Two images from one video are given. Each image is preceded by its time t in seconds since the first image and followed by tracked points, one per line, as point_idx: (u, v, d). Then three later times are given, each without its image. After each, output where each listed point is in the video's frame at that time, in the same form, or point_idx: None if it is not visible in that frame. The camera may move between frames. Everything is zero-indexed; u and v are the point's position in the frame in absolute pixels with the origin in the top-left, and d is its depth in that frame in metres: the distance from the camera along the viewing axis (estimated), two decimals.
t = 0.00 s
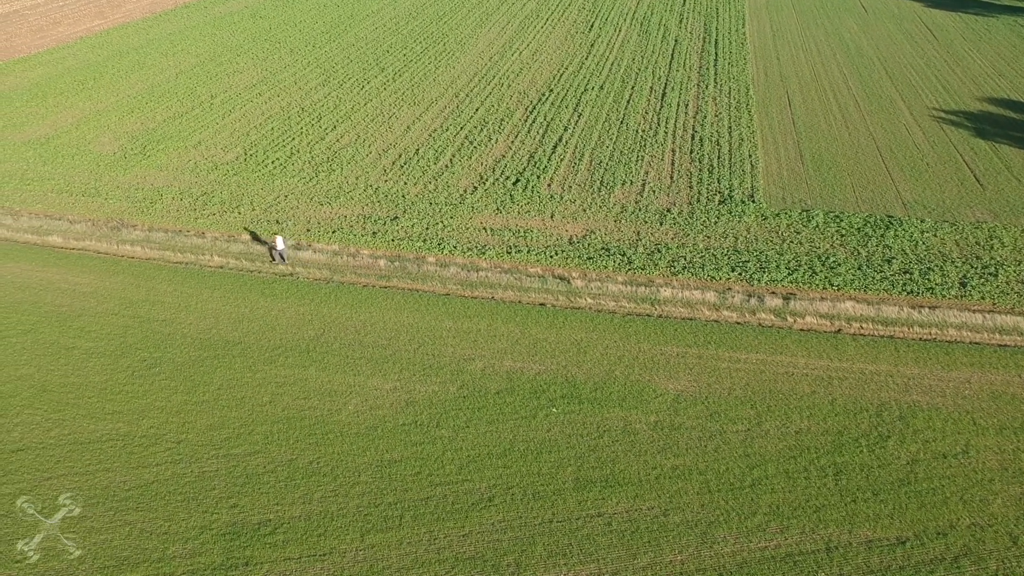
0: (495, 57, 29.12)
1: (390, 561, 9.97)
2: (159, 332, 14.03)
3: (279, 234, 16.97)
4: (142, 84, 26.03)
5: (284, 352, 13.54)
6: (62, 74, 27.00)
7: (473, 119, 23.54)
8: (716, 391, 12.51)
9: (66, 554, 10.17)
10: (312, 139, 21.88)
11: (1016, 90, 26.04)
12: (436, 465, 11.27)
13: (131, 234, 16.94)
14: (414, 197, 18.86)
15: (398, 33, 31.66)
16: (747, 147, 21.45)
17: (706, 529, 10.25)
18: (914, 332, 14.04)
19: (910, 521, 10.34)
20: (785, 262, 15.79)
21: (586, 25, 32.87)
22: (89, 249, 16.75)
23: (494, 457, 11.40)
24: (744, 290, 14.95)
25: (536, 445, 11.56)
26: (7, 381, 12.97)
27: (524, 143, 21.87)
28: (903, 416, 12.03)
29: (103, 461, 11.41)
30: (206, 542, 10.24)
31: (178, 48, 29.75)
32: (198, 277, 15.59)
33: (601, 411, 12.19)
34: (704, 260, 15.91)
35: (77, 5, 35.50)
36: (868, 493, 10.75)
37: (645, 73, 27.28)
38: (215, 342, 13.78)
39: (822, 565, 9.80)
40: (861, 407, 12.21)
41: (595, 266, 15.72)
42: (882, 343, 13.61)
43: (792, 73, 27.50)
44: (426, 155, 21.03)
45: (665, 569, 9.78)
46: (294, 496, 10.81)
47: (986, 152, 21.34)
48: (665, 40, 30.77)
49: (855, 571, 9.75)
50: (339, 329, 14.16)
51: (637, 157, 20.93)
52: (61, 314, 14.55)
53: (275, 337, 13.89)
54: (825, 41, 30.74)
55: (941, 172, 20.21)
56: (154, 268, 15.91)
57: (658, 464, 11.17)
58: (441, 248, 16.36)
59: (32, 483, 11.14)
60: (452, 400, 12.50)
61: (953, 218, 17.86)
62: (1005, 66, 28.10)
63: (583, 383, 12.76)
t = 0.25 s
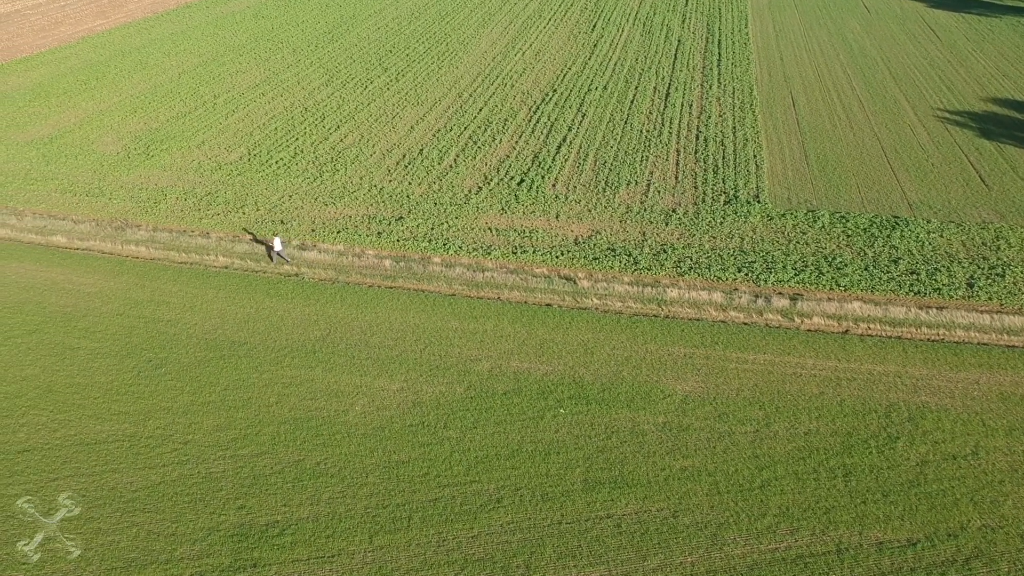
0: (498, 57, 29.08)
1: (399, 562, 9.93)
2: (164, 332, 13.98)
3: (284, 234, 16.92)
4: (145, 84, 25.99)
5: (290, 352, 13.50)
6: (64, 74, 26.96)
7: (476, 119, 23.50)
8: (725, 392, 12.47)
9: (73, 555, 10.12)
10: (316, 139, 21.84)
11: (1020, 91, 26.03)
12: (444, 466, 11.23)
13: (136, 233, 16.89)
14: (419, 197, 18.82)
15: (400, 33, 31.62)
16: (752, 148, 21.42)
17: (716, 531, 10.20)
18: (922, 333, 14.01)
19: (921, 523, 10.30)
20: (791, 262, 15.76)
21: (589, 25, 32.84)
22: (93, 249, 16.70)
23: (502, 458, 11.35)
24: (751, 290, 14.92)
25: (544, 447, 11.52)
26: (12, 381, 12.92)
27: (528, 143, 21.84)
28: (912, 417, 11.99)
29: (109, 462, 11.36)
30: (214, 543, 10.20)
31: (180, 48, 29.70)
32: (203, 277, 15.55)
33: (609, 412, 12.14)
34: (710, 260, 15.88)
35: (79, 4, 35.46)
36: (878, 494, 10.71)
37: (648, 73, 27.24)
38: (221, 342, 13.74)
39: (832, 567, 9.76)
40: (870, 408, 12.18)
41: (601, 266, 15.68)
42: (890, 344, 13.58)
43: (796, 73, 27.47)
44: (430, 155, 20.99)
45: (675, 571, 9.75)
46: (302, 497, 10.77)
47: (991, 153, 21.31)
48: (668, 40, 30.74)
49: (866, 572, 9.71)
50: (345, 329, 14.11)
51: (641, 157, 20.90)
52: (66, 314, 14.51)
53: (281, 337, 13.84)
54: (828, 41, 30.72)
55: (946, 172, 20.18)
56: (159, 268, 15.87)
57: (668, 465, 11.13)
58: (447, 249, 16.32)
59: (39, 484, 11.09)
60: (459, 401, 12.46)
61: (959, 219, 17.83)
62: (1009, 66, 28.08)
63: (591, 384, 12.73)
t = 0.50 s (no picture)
0: (501, 59, 29.07)
1: (408, 568, 9.87)
2: (169, 335, 13.93)
3: (289, 237, 16.87)
4: (148, 86, 25.96)
5: (296, 355, 13.45)
6: (67, 76, 26.93)
7: (480, 121, 23.46)
8: (733, 396, 12.42)
9: (79, 560, 10.06)
10: (320, 141, 21.80)
11: None
12: (452, 471, 11.16)
13: (140, 236, 16.84)
14: (424, 200, 18.77)
15: (403, 35, 31.61)
16: (757, 150, 21.39)
17: (727, 536, 10.14)
18: (930, 337, 13.97)
19: (933, 528, 10.24)
20: (798, 266, 15.72)
21: (591, 28, 32.83)
22: (98, 251, 16.66)
23: (511, 462, 11.29)
24: (758, 293, 14.87)
25: (553, 451, 11.46)
26: (17, 385, 12.87)
27: (533, 145, 21.81)
28: (922, 422, 11.93)
29: (115, 466, 11.30)
30: (222, 548, 10.13)
31: (183, 50, 29.68)
32: (208, 280, 15.50)
33: (618, 416, 12.08)
34: (717, 263, 15.83)
35: (81, 7, 35.45)
36: (889, 499, 10.64)
37: (652, 76, 27.23)
38: (227, 345, 13.68)
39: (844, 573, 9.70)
40: (879, 412, 12.12)
41: (608, 269, 15.63)
42: (898, 347, 13.53)
43: (799, 76, 27.45)
44: (434, 157, 20.96)
45: None
46: (309, 502, 10.70)
47: (996, 156, 21.28)
48: (671, 43, 30.74)
49: None
50: (351, 333, 14.07)
51: (646, 159, 20.87)
52: (71, 317, 14.46)
53: (287, 341, 13.79)
54: (831, 44, 30.72)
55: (952, 175, 20.15)
56: (164, 271, 15.82)
57: (677, 470, 11.07)
58: (452, 252, 16.28)
59: (45, 488, 11.02)
60: (466, 404, 12.40)
61: (965, 222, 17.80)
62: (1012, 69, 28.06)
63: (599, 387, 12.67)
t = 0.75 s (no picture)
0: (504, 61, 29.02)
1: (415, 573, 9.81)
2: (173, 338, 13.86)
3: (292, 239, 16.81)
4: (150, 87, 25.90)
5: (300, 358, 13.39)
6: (69, 78, 26.86)
7: (483, 123, 23.41)
8: (740, 400, 12.36)
9: (83, 565, 9.99)
10: (322, 143, 21.74)
11: None
12: (459, 475, 11.10)
13: (143, 238, 16.78)
14: (427, 202, 18.72)
15: (405, 37, 31.56)
16: (761, 152, 21.35)
17: (735, 541, 10.08)
18: (936, 339, 13.93)
19: (942, 533, 10.18)
20: (804, 268, 15.69)
21: (594, 29, 32.78)
22: (101, 254, 16.60)
23: (517, 466, 11.23)
24: (764, 296, 14.82)
25: (559, 455, 11.40)
26: (20, 388, 12.80)
27: (536, 147, 21.76)
28: (930, 425, 11.88)
29: (119, 470, 11.23)
30: (227, 553, 10.07)
31: (184, 51, 29.62)
32: (212, 282, 15.44)
33: (624, 419, 12.02)
34: (722, 265, 15.80)
35: (82, 8, 35.39)
36: (898, 504, 10.59)
37: (655, 77, 27.19)
38: (231, 348, 13.62)
39: None
40: (887, 416, 12.07)
41: (612, 271, 15.57)
42: (905, 350, 13.48)
43: (802, 78, 27.43)
44: (437, 159, 20.90)
45: None
46: (315, 506, 10.64)
47: (1000, 158, 21.26)
48: (673, 44, 30.71)
49: None
50: (355, 335, 14.01)
51: (650, 161, 20.82)
52: (74, 319, 14.39)
53: (291, 343, 13.74)
54: (833, 45, 30.70)
55: (956, 177, 20.12)
56: (167, 273, 15.76)
57: (684, 474, 11.02)
58: (456, 254, 16.22)
59: (48, 492, 10.96)
60: (471, 408, 12.34)
61: (970, 225, 17.76)
62: (1015, 71, 28.05)
63: (604, 391, 12.61)
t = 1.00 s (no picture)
0: (506, 62, 28.94)
1: None
2: (176, 341, 13.78)
3: (295, 241, 16.72)
4: (151, 88, 25.82)
5: (304, 361, 13.31)
6: (69, 78, 26.78)
7: (486, 124, 23.33)
8: (747, 403, 12.29)
9: (86, 570, 9.91)
10: (325, 144, 21.66)
11: None
12: (464, 479, 11.02)
13: (145, 240, 16.69)
14: (430, 203, 18.64)
15: (407, 38, 31.50)
16: (765, 154, 21.29)
17: (744, 547, 10.01)
18: (943, 343, 13.87)
19: (952, 538, 10.11)
20: (809, 271, 15.62)
21: (595, 30, 32.72)
22: (103, 255, 16.52)
23: (523, 471, 11.15)
24: (770, 299, 14.76)
25: (566, 459, 11.32)
26: (22, 391, 12.71)
27: (539, 148, 21.69)
28: (938, 429, 11.81)
29: (123, 474, 11.15)
30: (231, 558, 9.99)
31: (186, 52, 29.54)
32: (214, 284, 15.36)
33: (631, 423, 11.94)
34: (727, 268, 15.73)
35: (83, 8, 35.31)
36: (907, 509, 10.52)
37: (657, 78, 27.12)
38: (234, 351, 13.54)
39: None
40: (895, 420, 12.00)
41: (617, 274, 15.50)
42: (912, 354, 13.41)
43: (805, 79, 27.38)
44: (440, 160, 20.83)
45: None
46: (320, 511, 10.56)
47: (1005, 160, 21.19)
48: (676, 45, 30.66)
49: None
50: (359, 338, 13.92)
51: (653, 163, 20.75)
52: (76, 322, 14.31)
53: (295, 346, 13.66)
54: (836, 47, 30.65)
55: (961, 179, 20.06)
56: (169, 275, 15.67)
57: (692, 478, 10.94)
58: (460, 256, 16.15)
59: (51, 496, 10.87)
60: (477, 411, 12.26)
61: (976, 227, 17.70)
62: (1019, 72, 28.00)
63: (611, 394, 12.54)
